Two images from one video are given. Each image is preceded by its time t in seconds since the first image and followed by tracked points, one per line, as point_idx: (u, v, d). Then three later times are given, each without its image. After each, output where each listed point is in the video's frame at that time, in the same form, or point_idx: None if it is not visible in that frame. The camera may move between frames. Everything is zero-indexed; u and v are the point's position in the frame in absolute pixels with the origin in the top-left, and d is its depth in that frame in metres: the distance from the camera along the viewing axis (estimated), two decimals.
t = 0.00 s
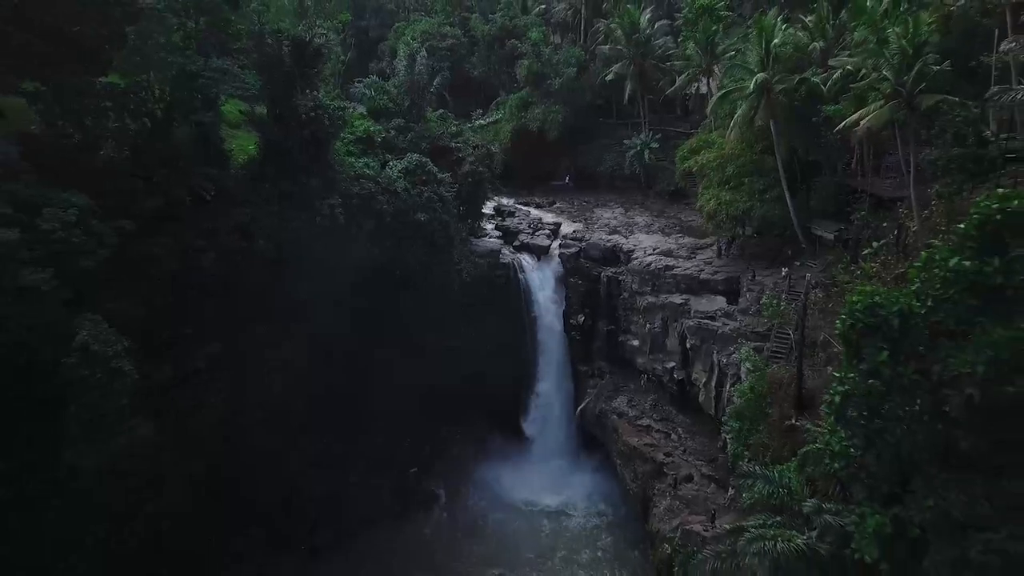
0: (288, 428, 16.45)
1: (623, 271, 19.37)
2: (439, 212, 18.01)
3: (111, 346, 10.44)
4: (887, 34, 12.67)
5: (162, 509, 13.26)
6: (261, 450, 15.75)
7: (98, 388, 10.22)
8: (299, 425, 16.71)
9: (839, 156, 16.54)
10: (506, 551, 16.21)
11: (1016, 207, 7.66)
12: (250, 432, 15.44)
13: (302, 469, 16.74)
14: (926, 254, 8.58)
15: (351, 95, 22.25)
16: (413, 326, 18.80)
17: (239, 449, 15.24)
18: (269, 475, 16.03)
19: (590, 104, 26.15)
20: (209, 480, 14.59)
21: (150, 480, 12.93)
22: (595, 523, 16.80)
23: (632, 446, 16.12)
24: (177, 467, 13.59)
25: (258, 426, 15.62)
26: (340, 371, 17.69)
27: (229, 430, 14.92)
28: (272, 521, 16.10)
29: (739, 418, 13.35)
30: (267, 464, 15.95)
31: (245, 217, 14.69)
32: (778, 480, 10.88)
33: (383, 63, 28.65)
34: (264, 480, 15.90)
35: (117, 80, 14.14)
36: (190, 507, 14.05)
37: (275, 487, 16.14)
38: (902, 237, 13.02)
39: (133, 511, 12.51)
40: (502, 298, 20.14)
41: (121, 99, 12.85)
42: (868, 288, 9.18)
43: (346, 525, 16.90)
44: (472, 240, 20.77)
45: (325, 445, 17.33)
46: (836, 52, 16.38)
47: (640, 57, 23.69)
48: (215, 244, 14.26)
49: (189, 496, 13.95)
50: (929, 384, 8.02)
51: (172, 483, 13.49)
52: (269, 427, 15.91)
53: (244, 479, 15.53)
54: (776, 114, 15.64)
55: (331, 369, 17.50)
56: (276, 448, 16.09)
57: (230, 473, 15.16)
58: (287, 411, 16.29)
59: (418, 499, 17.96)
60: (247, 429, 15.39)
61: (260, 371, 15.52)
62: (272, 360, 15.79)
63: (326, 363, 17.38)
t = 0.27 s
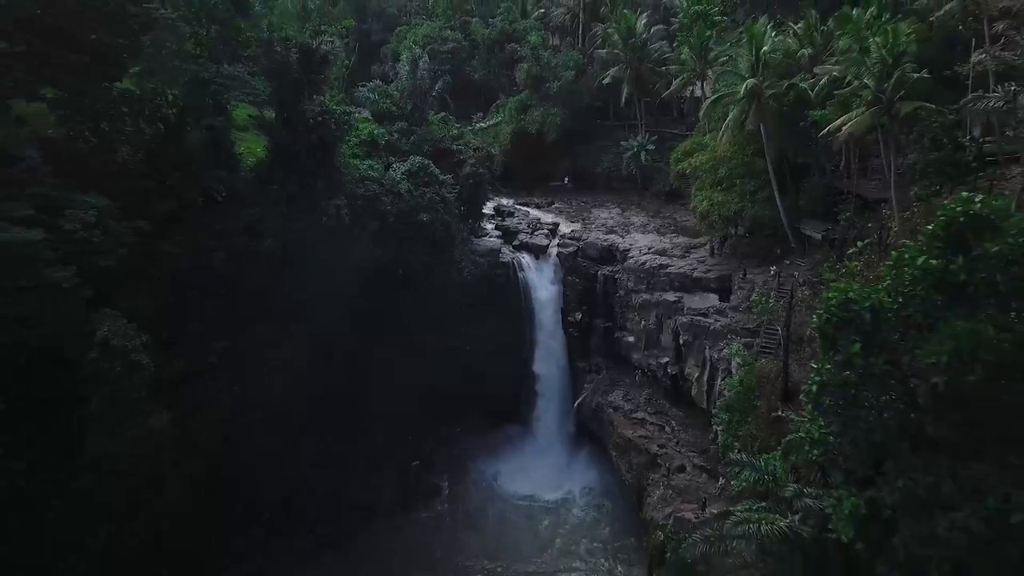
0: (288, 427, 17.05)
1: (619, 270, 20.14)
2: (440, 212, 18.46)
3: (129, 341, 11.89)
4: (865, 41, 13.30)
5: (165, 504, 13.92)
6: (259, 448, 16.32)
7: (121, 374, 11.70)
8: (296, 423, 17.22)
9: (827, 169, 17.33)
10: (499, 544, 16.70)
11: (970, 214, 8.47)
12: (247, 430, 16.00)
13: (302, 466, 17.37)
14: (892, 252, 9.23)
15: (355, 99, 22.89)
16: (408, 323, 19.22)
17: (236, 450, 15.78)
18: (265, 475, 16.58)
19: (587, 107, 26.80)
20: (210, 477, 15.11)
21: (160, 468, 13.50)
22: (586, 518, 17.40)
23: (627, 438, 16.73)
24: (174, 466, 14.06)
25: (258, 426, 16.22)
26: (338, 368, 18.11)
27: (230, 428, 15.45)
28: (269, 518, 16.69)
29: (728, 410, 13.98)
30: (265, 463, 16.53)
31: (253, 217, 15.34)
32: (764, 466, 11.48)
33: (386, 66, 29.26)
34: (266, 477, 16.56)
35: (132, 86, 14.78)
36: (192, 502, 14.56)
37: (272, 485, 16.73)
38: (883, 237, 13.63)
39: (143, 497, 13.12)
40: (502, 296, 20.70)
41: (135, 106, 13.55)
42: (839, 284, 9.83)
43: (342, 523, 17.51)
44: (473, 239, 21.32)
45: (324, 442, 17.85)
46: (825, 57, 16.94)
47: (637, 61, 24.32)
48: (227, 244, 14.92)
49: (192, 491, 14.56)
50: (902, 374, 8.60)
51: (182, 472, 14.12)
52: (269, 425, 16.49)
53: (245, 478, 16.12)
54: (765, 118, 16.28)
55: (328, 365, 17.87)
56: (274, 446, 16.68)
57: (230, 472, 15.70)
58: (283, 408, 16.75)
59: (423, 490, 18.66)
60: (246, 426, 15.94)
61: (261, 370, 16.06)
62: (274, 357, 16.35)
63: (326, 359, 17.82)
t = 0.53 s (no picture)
0: (301, 410, 18.53)
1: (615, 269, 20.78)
2: (444, 214, 19.03)
3: (147, 336, 12.58)
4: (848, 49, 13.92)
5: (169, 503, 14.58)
6: (257, 452, 17.47)
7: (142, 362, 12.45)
8: (293, 430, 18.45)
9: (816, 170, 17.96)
10: (496, 533, 17.02)
11: (937, 216, 9.14)
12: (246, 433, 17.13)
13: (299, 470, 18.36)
14: (866, 253, 9.87)
15: (359, 102, 23.50)
16: (404, 333, 20.53)
17: (236, 449, 16.78)
18: (263, 478, 17.69)
19: (585, 109, 27.43)
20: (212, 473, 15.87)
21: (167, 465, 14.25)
22: (580, 512, 17.71)
23: (622, 430, 17.37)
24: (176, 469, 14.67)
25: (257, 432, 17.34)
26: (338, 374, 19.36)
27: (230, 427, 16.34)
28: (271, 517, 17.08)
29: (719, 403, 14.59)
30: (265, 466, 17.70)
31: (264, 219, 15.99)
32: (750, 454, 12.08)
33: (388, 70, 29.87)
34: (263, 480, 17.69)
35: (147, 91, 15.42)
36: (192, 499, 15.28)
37: (269, 488, 17.69)
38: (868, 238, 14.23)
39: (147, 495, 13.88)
40: (500, 295, 21.32)
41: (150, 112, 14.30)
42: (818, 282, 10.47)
43: (344, 513, 17.51)
44: (474, 239, 21.88)
45: (324, 446, 18.87)
46: (813, 63, 17.55)
47: (634, 65, 24.97)
48: (237, 244, 15.57)
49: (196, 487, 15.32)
50: (874, 366, 9.23)
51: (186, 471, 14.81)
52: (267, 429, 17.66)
53: (245, 479, 17.22)
54: (755, 122, 16.90)
55: (329, 373, 19.07)
56: (269, 450, 17.81)
57: (230, 472, 16.71)
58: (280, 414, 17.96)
59: (425, 481, 18.91)
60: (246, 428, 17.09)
61: (261, 371, 17.09)
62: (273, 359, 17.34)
63: (330, 365, 19.04)
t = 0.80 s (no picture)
0: (308, 411, 18.87)
1: (612, 267, 21.69)
2: (445, 214, 19.66)
3: (161, 332, 13.44)
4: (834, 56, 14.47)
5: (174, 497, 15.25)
6: (258, 452, 17.88)
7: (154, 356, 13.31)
8: (295, 432, 18.80)
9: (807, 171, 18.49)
10: (489, 527, 17.57)
11: (912, 216, 9.77)
12: (249, 432, 17.46)
13: (300, 471, 18.81)
14: (847, 252, 10.42)
15: (362, 105, 24.01)
16: (408, 334, 20.75)
17: (239, 447, 17.22)
18: (263, 478, 18.14)
19: (583, 111, 27.91)
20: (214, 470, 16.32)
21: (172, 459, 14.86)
22: (573, 508, 18.16)
23: (618, 424, 17.91)
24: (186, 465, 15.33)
25: (258, 432, 17.75)
26: (343, 375, 19.65)
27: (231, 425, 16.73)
28: (271, 517, 17.64)
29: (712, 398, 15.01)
30: (263, 467, 18.09)
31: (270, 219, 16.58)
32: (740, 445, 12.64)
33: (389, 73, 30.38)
34: (263, 481, 18.12)
35: (158, 96, 15.97)
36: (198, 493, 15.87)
37: (269, 488, 18.16)
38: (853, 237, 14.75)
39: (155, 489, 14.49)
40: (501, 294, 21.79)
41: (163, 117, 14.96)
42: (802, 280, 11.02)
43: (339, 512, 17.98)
44: (474, 238, 22.37)
45: (328, 448, 19.25)
46: (803, 68, 18.09)
47: (631, 68, 25.52)
48: (246, 244, 16.13)
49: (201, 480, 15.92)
50: (852, 358, 9.79)
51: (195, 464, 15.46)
52: (270, 430, 18.05)
53: (244, 479, 17.65)
54: (748, 125, 17.44)
55: (334, 374, 19.37)
56: (270, 451, 18.22)
57: (231, 471, 17.16)
58: (285, 414, 18.32)
59: (427, 475, 19.50)
60: (251, 426, 17.44)
61: (267, 371, 17.44)
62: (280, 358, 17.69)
63: (336, 367, 19.34)
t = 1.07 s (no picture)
0: (315, 409, 19.74)
1: (609, 266, 22.29)
2: (446, 214, 20.23)
3: (175, 328, 14.30)
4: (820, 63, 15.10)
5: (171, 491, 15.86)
6: (260, 452, 18.38)
7: (170, 354, 14.13)
8: (298, 433, 19.37)
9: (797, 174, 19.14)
10: (486, 517, 18.23)
11: (888, 217, 10.40)
12: (256, 429, 18.11)
13: (302, 471, 19.20)
14: (827, 251, 11.03)
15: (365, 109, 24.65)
16: (411, 334, 21.57)
17: (241, 448, 17.64)
18: (263, 478, 18.52)
19: (581, 114, 28.54)
20: (212, 470, 16.76)
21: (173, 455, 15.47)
22: (567, 499, 18.84)
23: (614, 418, 18.54)
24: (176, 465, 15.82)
25: (264, 432, 18.35)
26: (348, 376, 20.40)
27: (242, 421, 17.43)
28: (271, 517, 17.90)
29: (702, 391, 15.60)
30: (263, 468, 18.51)
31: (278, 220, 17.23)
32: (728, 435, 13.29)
33: (391, 75, 30.98)
34: (265, 481, 18.54)
35: (170, 101, 16.59)
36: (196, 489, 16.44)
37: (270, 488, 18.54)
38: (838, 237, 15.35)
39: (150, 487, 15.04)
40: (501, 293, 22.48)
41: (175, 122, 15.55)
42: (785, 277, 11.62)
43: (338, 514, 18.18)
44: (474, 238, 22.98)
45: (328, 448, 19.69)
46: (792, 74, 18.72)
47: (628, 72, 26.13)
48: (254, 244, 16.76)
49: (199, 478, 16.47)
50: (830, 352, 10.40)
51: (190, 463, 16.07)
52: (275, 430, 18.72)
53: (244, 479, 18.06)
54: (738, 128, 18.06)
55: (338, 375, 20.07)
56: (275, 450, 18.81)
57: (233, 471, 17.62)
58: (290, 413, 19.03)
59: (428, 469, 19.91)
60: (256, 425, 18.00)
61: (275, 369, 18.13)
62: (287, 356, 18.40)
63: (343, 369, 20.13)
